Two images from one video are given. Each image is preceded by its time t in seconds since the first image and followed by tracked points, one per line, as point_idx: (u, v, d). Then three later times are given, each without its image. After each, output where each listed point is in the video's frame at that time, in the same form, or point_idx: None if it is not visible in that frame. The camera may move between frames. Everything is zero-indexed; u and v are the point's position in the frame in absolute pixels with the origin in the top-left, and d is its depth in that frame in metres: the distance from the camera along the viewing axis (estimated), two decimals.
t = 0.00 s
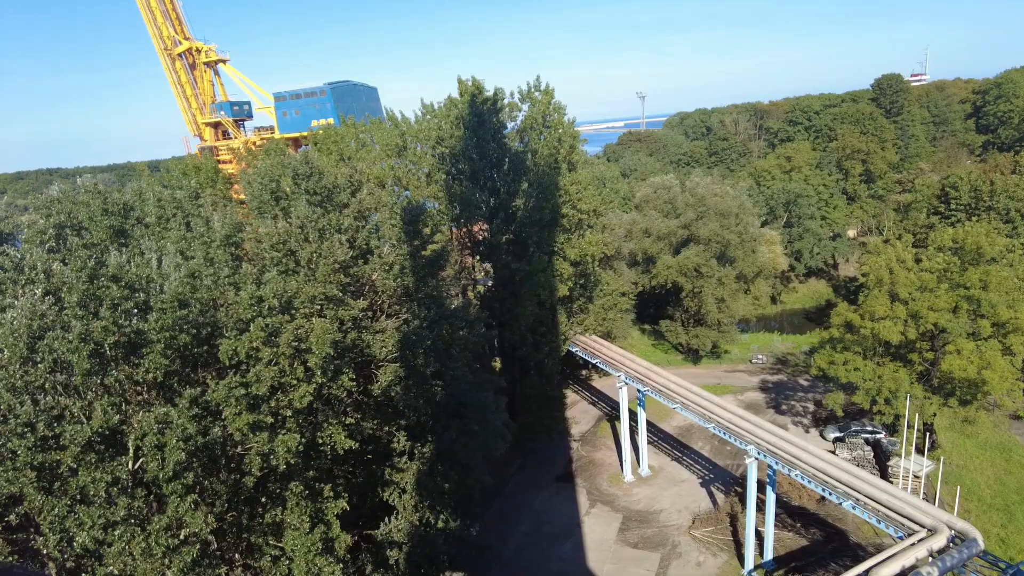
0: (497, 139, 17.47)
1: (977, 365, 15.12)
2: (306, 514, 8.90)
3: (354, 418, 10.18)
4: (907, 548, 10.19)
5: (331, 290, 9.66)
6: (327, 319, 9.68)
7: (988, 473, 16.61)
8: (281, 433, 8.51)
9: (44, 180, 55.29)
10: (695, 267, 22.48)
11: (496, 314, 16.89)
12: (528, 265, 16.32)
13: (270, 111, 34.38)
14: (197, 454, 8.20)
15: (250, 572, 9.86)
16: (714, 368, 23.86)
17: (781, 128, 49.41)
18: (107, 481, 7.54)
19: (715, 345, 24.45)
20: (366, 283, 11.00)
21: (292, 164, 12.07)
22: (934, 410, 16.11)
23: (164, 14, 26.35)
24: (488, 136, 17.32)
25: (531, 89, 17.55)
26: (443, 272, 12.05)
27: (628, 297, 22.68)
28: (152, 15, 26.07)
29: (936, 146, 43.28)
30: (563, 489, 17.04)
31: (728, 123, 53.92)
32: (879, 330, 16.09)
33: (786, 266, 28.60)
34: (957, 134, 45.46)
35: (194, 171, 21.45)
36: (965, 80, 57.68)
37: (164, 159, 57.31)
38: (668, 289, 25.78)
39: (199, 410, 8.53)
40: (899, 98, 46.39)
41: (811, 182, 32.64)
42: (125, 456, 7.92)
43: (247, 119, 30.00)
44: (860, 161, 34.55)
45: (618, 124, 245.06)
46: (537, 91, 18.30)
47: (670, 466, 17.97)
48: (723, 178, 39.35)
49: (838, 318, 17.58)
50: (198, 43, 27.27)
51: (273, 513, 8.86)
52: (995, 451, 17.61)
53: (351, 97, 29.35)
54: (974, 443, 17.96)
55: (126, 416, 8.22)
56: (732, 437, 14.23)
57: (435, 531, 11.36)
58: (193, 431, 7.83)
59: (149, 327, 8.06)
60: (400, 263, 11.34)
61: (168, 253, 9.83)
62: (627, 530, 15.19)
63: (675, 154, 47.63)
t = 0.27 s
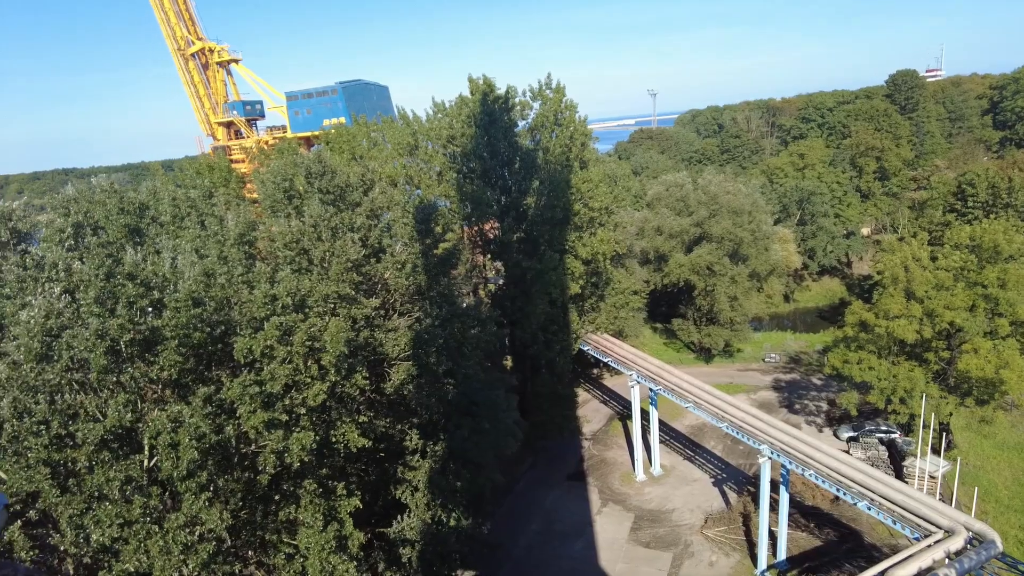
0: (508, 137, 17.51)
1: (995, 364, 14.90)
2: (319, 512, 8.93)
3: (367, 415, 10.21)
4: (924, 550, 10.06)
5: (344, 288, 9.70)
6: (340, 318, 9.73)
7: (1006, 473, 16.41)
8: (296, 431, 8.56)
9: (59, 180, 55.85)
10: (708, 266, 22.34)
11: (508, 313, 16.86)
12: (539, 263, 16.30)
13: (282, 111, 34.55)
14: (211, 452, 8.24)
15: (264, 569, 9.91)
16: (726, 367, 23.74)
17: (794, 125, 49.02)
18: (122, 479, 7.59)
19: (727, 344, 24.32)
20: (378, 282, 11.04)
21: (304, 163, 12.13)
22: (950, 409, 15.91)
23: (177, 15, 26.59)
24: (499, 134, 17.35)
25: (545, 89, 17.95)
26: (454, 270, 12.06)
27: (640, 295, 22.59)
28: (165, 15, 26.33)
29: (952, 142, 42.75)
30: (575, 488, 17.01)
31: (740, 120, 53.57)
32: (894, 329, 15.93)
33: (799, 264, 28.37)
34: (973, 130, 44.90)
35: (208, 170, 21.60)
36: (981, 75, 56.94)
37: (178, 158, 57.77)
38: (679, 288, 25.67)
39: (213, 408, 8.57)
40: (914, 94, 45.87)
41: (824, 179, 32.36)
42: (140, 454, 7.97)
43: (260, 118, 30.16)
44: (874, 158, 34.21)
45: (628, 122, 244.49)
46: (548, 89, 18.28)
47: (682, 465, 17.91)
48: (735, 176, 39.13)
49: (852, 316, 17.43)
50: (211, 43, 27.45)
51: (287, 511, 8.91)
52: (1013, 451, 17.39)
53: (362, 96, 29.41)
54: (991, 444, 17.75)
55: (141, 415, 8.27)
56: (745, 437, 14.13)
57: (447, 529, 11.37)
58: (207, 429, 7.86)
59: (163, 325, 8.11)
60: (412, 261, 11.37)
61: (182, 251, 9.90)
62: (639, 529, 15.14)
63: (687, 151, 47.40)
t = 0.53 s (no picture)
0: (517, 136, 17.57)
1: (1009, 363, 14.70)
2: (330, 510, 8.94)
3: (377, 414, 10.23)
4: (937, 551, 9.97)
5: (354, 287, 9.72)
6: (350, 317, 9.75)
7: (1019, 474, 16.25)
8: (307, 429, 8.58)
9: (70, 180, 56.20)
10: (718, 264, 22.25)
11: (517, 311, 16.85)
12: (548, 261, 16.29)
13: (291, 110, 34.66)
14: (222, 450, 8.27)
15: (275, 567, 9.95)
16: (736, 366, 23.64)
17: (805, 122, 48.71)
18: (134, 477, 7.64)
19: (737, 343, 24.21)
20: (389, 280, 11.06)
21: (315, 162, 12.17)
22: (963, 409, 15.75)
23: (188, 15, 26.78)
24: (508, 133, 17.38)
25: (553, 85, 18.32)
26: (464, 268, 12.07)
27: (649, 293, 22.53)
28: (176, 15, 26.53)
29: (965, 139, 42.34)
30: (584, 487, 16.98)
31: (750, 118, 53.32)
32: (906, 328, 15.80)
33: (809, 262, 28.20)
34: (986, 128, 44.45)
35: (218, 169, 21.71)
36: (994, 72, 56.38)
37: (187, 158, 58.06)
38: (689, 287, 25.59)
39: (225, 406, 8.61)
40: (926, 91, 45.46)
41: (835, 177, 32.14)
42: (152, 452, 8.02)
43: (269, 118, 30.25)
44: (886, 156, 33.95)
45: (637, 120, 243.81)
46: (558, 87, 18.27)
47: (692, 465, 17.84)
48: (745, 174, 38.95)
49: (863, 315, 17.30)
50: (221, 42, 27.58)
51: (298, 509, 8.94)
52: None
53: (371, 95, 29.43)
54: (1005, 444, 17.58)
55: (153, 412, 8.32)
56: (756, 436, 14.03)
57: (457, 527, 11.38)
58: (218, 427, 7.88)
59: (175, 323, 8.15)
60: (422, 260, 11.38)
61: (195, 250, 9.96)
62: (648, 529, 15.10)
63: (696, 149, 47.21)
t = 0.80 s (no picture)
0: (524, 133, 17.58)
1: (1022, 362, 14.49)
2: (339, 507, 8.97)
3: (386, 411, 10.24)
4: (948, 550, 9.90)
5: (363, 284, 9.73)
6: (359, 314, 9.76)
7: None
8: (317, 426, 8.60)
9: (78, 178, 56.49)
10: (725, 261, 22.15)
11: (524, 308, 16.83)
12: (555, 259, 16.27)
13: (298, 108, 34.72)
14: (232, 446, 8.29)
15: (284, 564, 9.97)
16: (744, 363, 23.56)
17: (813, 118, 48.42)
18: (145, 472, 7.67)
19: (744, 341, 24.13)
20: (397, 278, 11.07)
21: (324, 160, 12.18)
22: (974, 407, 15.60)
23: (195, 12, 26.87)
24: (516, 130, 17.38)
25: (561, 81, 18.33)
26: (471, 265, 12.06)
27: (656, 291, 22.47)
28: (183, 13, 26.63)
29: (975, 136, 41.98)
30: (590, 485, 16.97)
31: (757, 115, 53.08)
32: (915, 325, 15.68)
33: (817, 259, 28.06)
34: (997, 124, 44.05)
35: (226, 166, 21.77)
36: (1005, 68, 55.88)
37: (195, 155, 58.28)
38: (696, 284, 25.52)
39: (234, 403, 8.63)
40: (936, 87, 45.07)
41: (843, 173, 31.95)
42: (162, 449, 8.05)
43: (276, 115, 30.28)
44: (895, 152, 33.70)
45: (643, 117, 243.06)
46: (565, 83, 18.22)
47: (699, 463, 17.80)
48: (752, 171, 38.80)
49: (872, 313, 17.19)
50: (228, 40, 27.61)
51: (307, 506, 8.96)
52: None
53: (378, 92, 29.41)
54: (1015, 443, 17.44)
55: (163, 409, 8.35)
56: (765, 435, 13.96)
57: (465, 524, 11.39)
58: (227, 424, 7.89)
59: (184, 320, 8.17)
60: (430, 257, 11.38)
61: (204, 247, 9.99)
62: (655, 526, 15.08)
63: (703, 146, 47.02)
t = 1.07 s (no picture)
0: (530, 130, 17.61)
1: None
2: (347, 505, 9.00)
3: (394, 408, 10.24)
4: (958, 549, 9.82)
5: (371, 282, 9.73)
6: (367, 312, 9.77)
7: None
8: (325, 423, 8.60)
9: (87, 176, 56.85)
10: (732, 259, 22.06)
11: (531, 306, 16.82)
12: (562, 256, 16.26)
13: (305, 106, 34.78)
14: (241, 443, 8.31)
15: (292, 560, 10.00)
16: (751, 361, 23.48)
17: (821, 115, 48.17)
18: (155, 469, 7.70)
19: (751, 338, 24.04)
20: (405, 276, 11.07)
21: (331, 157, 12.20)
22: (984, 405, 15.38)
23: (201, 11, 27.01)
24: (522, 128, 17.41)
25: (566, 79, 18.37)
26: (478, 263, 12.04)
27: (663, 288, 22.41)
28: (189, 11, 26.77)
29: (984, 132, 41.64)
30: (597, 482, 16.97)
31: (764, 111, 52.85)
32: (923, 323, 15.58)
33: (825, 257, 27.94)
34: (1007, 120, 43.68)
35: (233, 164, 21.83)
36: (1014, 64, 55.41)
37: (202, 154, 58.46)
38: (703, 281, 25.45)
39: (243, 400, 8.65)
40: (945, 83, 44.71)
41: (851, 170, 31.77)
42: (171, 446, 8.07)
43: (282, 113, 30.34)
44: (903, 149, 33.49)
45: (649, 114, 242.47)
46: (571, 80, 18.18)
47: (706, 460, 17.76)
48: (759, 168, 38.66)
49: (880, 311, 17.10)
50: (234, 38, 27.67)
51: (316, 503, 8.98)
52: None
53: (384, 90, 29.42)
54: None
55: (172, 406, 8.37)
56: (773, 433, 13.90)
57: (472, 521, 11.39)
58: (236, 421, 7.89)
59: (193, 317, 8.19)
60: (437, 255, 11.38)
61: (213, 244, 10.01)
62: (662, 524, 15.06)
63: (709, 143, 46.87)
